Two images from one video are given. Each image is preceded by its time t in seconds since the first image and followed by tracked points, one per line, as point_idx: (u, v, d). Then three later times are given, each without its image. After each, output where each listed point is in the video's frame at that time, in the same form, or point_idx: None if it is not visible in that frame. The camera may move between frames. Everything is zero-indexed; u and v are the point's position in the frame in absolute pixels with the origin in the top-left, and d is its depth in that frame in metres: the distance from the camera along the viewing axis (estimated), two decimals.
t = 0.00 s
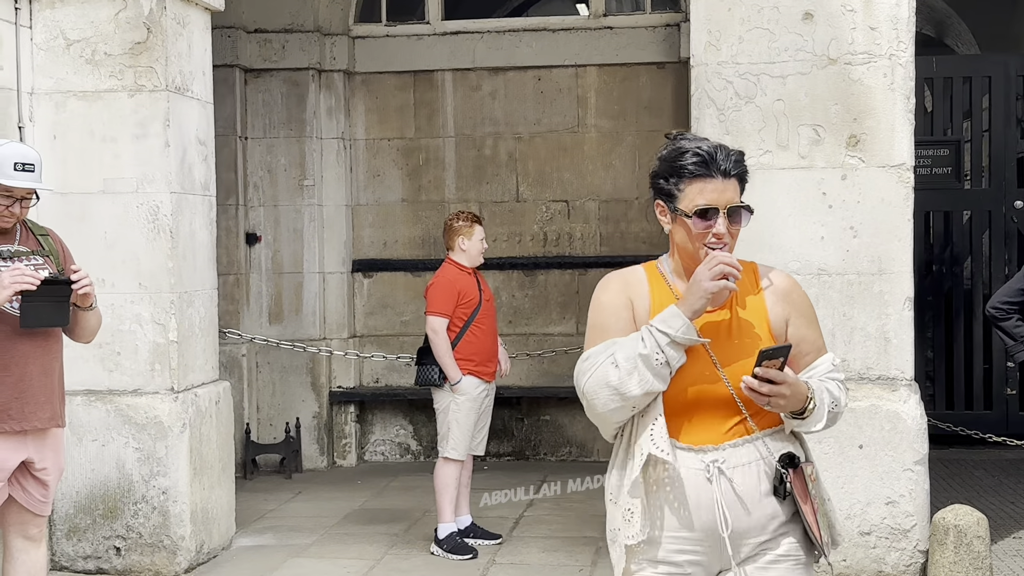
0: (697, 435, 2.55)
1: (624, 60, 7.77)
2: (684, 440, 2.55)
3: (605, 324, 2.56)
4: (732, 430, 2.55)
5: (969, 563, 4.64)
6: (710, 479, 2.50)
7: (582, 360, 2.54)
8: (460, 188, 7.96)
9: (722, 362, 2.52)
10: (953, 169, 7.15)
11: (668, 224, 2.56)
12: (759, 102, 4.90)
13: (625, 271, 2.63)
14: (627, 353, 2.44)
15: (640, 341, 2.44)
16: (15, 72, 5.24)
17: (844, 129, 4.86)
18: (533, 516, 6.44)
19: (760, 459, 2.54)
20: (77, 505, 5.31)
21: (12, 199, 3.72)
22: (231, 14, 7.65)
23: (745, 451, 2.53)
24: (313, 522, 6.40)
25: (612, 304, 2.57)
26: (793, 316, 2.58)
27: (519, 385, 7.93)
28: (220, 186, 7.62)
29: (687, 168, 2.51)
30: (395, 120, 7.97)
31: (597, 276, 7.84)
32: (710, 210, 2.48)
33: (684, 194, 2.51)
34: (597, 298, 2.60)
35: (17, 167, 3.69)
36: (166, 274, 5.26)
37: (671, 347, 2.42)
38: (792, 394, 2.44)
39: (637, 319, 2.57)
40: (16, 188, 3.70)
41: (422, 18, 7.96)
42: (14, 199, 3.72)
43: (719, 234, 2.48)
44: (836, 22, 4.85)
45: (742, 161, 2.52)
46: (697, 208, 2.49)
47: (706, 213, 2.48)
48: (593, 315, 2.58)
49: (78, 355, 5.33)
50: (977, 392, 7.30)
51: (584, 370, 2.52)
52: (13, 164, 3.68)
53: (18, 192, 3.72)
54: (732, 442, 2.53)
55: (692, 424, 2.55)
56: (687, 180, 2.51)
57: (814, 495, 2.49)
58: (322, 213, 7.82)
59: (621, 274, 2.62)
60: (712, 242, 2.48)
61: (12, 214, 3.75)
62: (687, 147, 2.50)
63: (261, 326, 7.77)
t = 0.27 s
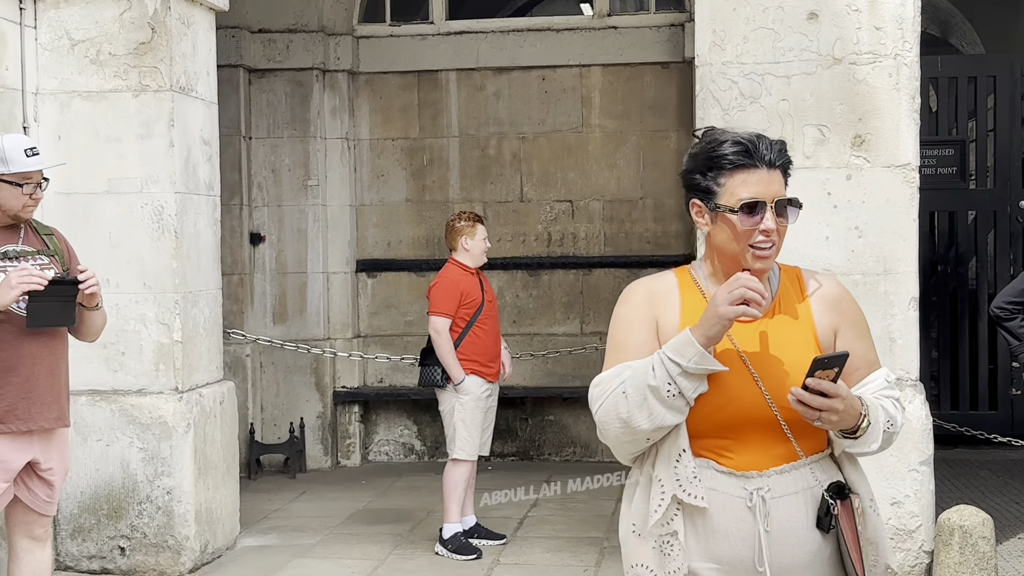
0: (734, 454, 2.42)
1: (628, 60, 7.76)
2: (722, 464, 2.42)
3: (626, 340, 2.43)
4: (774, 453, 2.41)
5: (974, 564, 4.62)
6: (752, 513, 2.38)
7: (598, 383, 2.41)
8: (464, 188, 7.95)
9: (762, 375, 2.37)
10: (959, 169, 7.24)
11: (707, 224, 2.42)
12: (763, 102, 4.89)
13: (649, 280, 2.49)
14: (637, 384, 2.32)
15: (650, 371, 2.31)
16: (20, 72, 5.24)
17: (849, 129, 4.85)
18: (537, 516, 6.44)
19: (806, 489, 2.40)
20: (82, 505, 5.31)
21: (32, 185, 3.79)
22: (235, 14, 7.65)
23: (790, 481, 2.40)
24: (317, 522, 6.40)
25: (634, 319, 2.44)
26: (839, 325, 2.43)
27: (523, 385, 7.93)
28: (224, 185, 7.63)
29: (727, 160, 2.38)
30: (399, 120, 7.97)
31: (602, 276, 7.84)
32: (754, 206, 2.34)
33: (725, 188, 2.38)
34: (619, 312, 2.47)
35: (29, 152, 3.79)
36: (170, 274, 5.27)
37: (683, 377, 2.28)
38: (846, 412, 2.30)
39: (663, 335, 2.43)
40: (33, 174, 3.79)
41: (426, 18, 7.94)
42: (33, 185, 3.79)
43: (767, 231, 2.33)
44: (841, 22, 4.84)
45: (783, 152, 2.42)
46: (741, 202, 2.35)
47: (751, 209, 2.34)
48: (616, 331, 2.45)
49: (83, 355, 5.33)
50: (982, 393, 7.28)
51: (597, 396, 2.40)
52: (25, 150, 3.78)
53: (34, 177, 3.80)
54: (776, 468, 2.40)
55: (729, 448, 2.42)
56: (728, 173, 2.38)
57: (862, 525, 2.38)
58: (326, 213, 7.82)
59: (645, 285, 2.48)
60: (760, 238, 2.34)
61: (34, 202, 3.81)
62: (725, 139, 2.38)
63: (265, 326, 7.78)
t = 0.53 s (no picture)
0: (789, 482, 2.13)
1: (634, 60, 7.76)
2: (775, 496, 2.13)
3: (658, 357, 2.13)
4: (835, 479, 2.14)
5: (981, 564, 4.61)
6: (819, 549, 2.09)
7: (632, 407, 2.09)
8: (469, 188, 7.95)
9: (825, 387, 2.11)
10: (964, 169, 7.14)
11: (749, 216, 2.16)
12: (770, 102, 4.89)
13: (674, 289, 2.21)
14: (688, 400, 2.01)
15: (701, 384, 2.00)
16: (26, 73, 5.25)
17: (855, 129, 4.85)
18: (543, 516, 6.43)
19: (871, 520, 2.14)
20: (88, 505, 5.31)
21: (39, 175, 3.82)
22: (241, 14, 7.66)
23: (857, 510, 2.13)
24: (322, 522, 6.40)
25: (667, 331, 2.15)
26: (894, 330, 2.25)
27: (528, 385, 7.93)
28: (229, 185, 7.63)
29: (776, 142, 2.12)
30: (404, 120, 7.98)
31: (607, 276, 7.84)
32: (809, 194, 2.09)
33: (772, 172, 2.13)
34: (646, 325, 2.17)
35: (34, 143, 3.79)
36: (176, 274, 5.27)
37: (743, 391, 1.98)
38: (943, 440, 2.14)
39: (702, 346, 2.15)
40: (39, 162, 3.82)
41: (431, 18, 7.94)
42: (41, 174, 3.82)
43: (823, 224, 2.09)
44: (847, 21, 4.84)
45: (835, 134, 2.16)
46: (795, 188, 2.10)
47: (806, 197, 2.09)
48: (645, 348, 2.15)
49: (89, 354, 5.34)
50: (988, 393, 7.28)
51: (633, 420, 2.07)
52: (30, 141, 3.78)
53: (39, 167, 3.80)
54: (839, 496, 2.13)
55: (784, 475, 2.13)
56: (777, 157, 2.13)
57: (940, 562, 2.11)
58: (332, 213, 7.82)
59: (670, 293, 2.19)
60: (814, 231, 2.10)
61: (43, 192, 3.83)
62: (770, 119, 2.12)
63: (271, 326, 7.78)
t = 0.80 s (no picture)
0: (923, 531, 1.90)
1: (639, 59, 7.75)
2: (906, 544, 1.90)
3: (779, 386, 1.87)
4: (967, 524, 1.93)
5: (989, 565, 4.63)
6: None
7: (769, 450, 1.81)
8: (474, 187, 7.95)
9: (960, 421, 1.91)
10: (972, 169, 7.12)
11: (868, 218, 1.93)
12: (776, 101, 4.88)
13: (778, 300, 1.94)
14: (846, 442, 1.78)
15: (855, 421, 1.78)
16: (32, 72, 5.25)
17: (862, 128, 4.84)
18: (548, 516, 6.43)
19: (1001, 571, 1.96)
20: (94, 504, 5.32)
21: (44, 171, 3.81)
22: (246, 14, 7.66)
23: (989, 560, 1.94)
24: (328, 522, 6.39)
25: (785, 355, 1.88)
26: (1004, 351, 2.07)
27: (533, 385, 7.92)
28: (234, 185, 7.64)
29: (907, 134, 1.89)
30: (410, 120, 7.98)
31: (612, 276, 7.84)
32: (946, 194, 1.87)
33: (902, 168, 1.89)
34: (756, 346, 1.90)
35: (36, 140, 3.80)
36: (182, 274, 5.27)
37: (906, 427, 1.79)
38: None
39: (824, 374, 1.89)
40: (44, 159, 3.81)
41: (436, 18, 7.93)
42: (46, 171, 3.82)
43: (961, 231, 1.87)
44: (854, 20, 4.83)
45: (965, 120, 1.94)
46: (929, 186, 1.87)
47: (943, 198, 1.87)
48: (763, 375, 1.88)
49: (95, 354, 5.34)
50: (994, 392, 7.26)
51: (771, 465, 1.81)
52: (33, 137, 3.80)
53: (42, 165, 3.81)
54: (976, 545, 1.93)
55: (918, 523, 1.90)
56: (909, 149, 1.89)
57: None
58: (337, 213, 7.82)
59: (776, 305, 1.93)
60: (948, 237, 1.88)
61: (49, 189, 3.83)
62: (898, 104, 1.89)
63: (276, 326, 7.78)
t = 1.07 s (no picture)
0: None
1: (644, 59, 7.75)
2: None
3: (1013, 452, 1.83)
4: None
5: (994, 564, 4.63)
6: None
7: (1006, 530, 1.78)
8: (480, 187, 7.96)
9: None
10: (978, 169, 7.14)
11: None
12: (781, 101, 4.89)
13: (1022, 354, 1.88)
14: None
15: None
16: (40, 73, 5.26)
17: (867, 128, 4.84)
18: (554, 516, 6.43)
19: None
20: (101, 503, 5.33)
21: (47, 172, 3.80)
22: (252, 15, 7.67)
23: None
24: (334, 522, 6.40)
25: None
26: None
27: (539, 385, 7.93)
28: (240, 185, 7.66)
29: None
30: (415, 120, 7.99)
31: (617, 276, 7.84)
32: None
33: None
34: (995, 402, 1.85)
35: (40, 140, 3.79)
36: (188, 274, 5.28)
37: None
38: None
39: None
40: (47, 159, 3.80)
41: (442, 18, 7.94)
42: (50, 172, 3.81)
43: None
44: (859, 20, 4.83)
45: None
46: None
47: None
48: (999, 438, 1.84)
49: (102, 354, 5.36)
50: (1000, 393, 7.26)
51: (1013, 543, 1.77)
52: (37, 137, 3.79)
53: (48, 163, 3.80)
54: None
55: None
56: None
57: None
58: (343, 213, 7.83)
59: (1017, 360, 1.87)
60: None
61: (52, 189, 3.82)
62: None
63: (282, 326, 7.79)
